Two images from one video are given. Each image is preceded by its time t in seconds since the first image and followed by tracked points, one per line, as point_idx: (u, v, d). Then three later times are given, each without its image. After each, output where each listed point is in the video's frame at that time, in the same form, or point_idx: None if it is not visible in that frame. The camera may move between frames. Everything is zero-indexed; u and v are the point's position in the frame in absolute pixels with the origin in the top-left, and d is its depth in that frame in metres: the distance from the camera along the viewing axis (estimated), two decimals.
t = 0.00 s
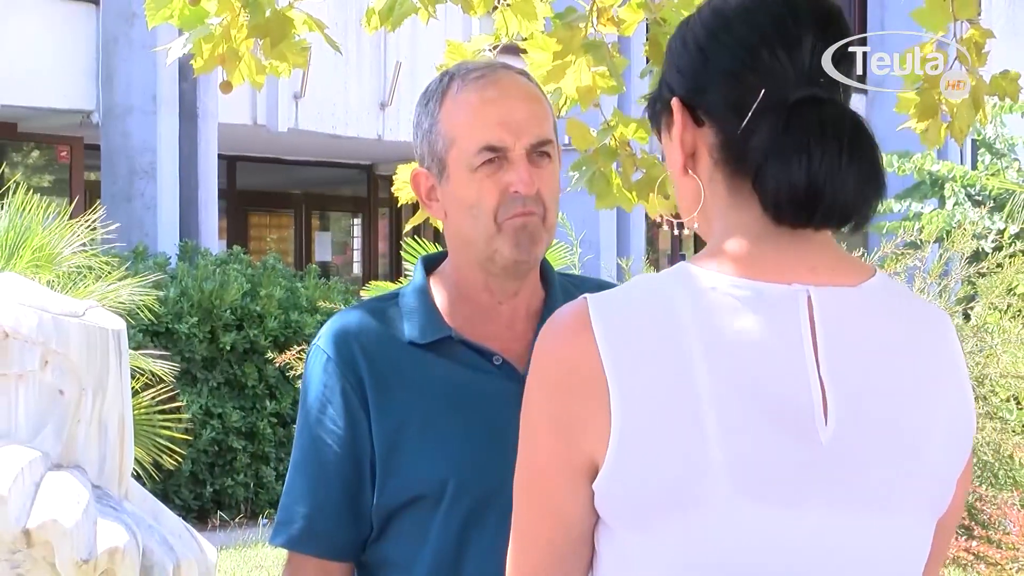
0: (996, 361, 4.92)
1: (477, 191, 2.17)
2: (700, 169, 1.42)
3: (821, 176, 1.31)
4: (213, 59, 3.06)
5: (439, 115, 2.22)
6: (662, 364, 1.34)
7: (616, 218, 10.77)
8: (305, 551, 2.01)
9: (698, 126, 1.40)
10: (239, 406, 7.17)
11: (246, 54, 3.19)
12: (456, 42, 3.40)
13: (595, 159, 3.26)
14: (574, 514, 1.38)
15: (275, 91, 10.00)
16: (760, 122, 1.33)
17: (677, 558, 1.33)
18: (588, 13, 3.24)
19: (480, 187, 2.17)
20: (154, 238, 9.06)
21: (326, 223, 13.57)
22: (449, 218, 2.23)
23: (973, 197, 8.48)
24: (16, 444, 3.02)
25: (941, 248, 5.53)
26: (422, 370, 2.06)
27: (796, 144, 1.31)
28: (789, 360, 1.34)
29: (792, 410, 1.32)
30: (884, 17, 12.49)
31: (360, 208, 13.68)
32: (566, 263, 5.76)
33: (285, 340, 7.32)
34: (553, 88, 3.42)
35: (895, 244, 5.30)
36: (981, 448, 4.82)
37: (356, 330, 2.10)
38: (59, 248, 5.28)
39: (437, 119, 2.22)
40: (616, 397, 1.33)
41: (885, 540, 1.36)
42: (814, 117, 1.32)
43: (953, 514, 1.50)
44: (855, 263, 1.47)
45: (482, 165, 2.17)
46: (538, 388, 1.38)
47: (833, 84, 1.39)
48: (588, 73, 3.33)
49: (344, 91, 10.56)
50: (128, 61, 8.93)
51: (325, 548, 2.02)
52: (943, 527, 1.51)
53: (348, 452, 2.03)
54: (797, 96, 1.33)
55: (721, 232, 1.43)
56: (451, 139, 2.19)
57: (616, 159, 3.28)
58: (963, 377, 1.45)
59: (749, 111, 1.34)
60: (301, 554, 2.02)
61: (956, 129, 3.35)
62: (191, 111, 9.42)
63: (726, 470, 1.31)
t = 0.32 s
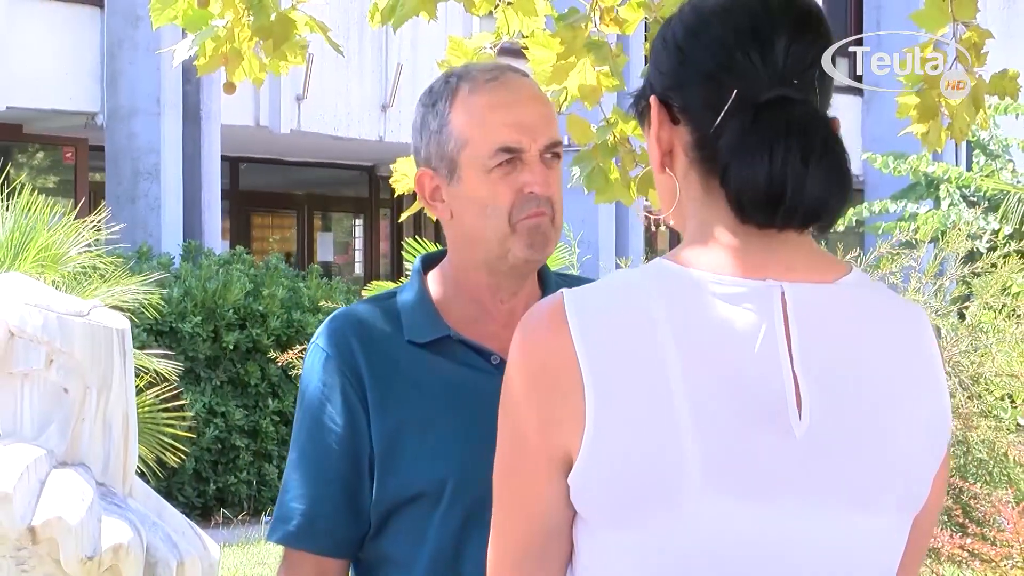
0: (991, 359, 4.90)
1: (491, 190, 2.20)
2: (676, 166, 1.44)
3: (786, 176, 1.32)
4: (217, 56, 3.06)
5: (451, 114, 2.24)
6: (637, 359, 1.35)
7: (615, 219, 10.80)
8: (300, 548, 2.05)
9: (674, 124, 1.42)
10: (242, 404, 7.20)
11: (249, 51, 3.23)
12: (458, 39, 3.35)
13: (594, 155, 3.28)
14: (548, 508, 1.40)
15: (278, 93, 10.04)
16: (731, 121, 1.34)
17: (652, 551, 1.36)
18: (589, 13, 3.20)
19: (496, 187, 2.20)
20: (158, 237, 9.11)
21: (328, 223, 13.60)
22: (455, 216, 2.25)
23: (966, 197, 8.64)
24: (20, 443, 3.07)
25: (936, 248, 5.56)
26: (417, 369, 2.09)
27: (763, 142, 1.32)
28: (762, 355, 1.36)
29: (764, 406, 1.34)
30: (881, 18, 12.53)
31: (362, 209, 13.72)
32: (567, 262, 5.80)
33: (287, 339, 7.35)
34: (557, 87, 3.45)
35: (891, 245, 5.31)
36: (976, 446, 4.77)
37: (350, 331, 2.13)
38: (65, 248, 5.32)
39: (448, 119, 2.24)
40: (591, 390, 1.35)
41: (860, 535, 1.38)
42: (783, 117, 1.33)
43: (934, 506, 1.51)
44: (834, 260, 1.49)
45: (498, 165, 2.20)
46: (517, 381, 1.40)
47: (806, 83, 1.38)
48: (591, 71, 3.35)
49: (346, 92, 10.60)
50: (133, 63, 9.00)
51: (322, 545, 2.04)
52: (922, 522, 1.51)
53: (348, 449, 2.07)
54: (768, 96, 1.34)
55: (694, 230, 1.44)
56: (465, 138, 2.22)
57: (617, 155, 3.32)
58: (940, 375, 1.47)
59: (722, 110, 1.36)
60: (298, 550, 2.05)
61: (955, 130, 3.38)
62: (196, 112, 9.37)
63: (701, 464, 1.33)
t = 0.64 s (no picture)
0: (985, 358, 4.93)
1: (553, 194, 2.10)
2: (651, 167, 1.44)
3: (741, 179, 1.34)
4: (221, 67, 3.14)
5: (508, 114, 2.10)
6: (612, 367, 1.35)
7: (613, 219, 10.84)
8: (290, 541, 2.01)
9: (649, 126, 1.42)
10: (245, 403, 7.24)
11: (250, 63, 3.27)
12: (456, 40, 3.38)
13: (589, 157, 3.32)
14: (528, 518, 1.40)
15: (279, 94, 10.09)
16: (697, 123, 1.35)
17: (629, 558, 1.36)
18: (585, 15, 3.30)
19: (559, 190, 2.11)
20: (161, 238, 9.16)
21: (330, 224, 13.64)
22: (506, 219, 2.11)
23: (961, 199, 8.72)
24: (26, 441, 3.12)
25: (931, 248, 5.59)
26: (410, 368, 2.06)
27: (722, 145, 1.33)
28: (736, 360, 1.37)
29: (740, 413, 1.35)
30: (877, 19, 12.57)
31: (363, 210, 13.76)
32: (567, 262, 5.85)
33: (290, 338, 7.38)
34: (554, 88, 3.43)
35: (886, 245, 5.33)
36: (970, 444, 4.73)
37: (340, 332, 2.08)
38: (69, 249, 5.36)
39: (504, 120, 2.09)
40: (567, 399, 1.34)
41: (838, 538, 1.40)
42: (744, 122, 1.34)
43: (908, 505, 1.54)
44: (805, 263, 1.50)
45: (559, 170, 2.10)
46: (500, 388, 1.38)
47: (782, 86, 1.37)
48: (586, 74, 3.39)
49: (347, 94, 10.62)
50: (136, 65, 8.96)
51: (312, 538, 2.01)
52: (896, 524, 1.55)
53: (341, 445, 2.03)
54: (736, 100, 1.35)
55: (668, 233, 1.44)
56: (530, 140, 2.08)
57: (611, 154, 3.36)
58: (915, 379, 1.48)
59: (691, 112, 1.36)
60: (287, 544, 2.02)
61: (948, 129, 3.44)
62: (199, 114, 9.48)
63: (678, 471, 1.33)
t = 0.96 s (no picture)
0: (980, 358, 4.94)
1: (567, 196, 2.13)
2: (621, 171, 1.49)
3: (650, 195, 1.39)
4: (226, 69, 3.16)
5: (525, 116, 2.11)
6: (591, 366, 1.39)
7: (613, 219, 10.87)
8: (292, 538, 2.03)
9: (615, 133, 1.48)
10: (247, 401, 7.27)
11: (254, 64, 3.30)
12: (452, 45, 3.40)
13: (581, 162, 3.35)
14: (512, 516, 1.43)
15: (281, 95, 10.12)
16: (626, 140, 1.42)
17: (609, 555, 1.39)
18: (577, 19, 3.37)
19: (571, 192, 2.13)
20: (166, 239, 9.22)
21: (332, 224, 13.67)
22: (520, 219, 2.13)
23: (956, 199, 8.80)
24: (31, 439, 3.15)
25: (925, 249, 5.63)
26: (408, 367, 2.09)
27: (635, 163, 1.40)
28: (712, 362, 1.40)
29: (717, 412, 1.38)
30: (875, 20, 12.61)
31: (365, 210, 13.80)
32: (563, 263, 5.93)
33: (292, 338, 7.42)
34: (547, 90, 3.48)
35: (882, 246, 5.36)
36: (966, 443, 4.68)
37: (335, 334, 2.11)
38: (73, 250, 5.39)
39: (514, 122, 2.11)
40: (547, 398, 1.38)
41: (820, 535, 1.42)
42: (650, 139, 1.38)
43: (888, 508, 1.56)
44: (780, 262, 1.54)
45: (573, 171, 2.13)
46: (484, 389, 1.41)
47: (744, 86, 1.38)
48: (575, 83, 3.39)
49: (349, 95, 10.66)
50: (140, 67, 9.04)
51: (314, 535, 2.03)
52: (876, 523, 1.57)
53: (345, 442, 2.06)
54: (654, 115, 1.39)
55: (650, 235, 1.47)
56: (546, 142, 2.10)
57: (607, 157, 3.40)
58: (895, 377, 1.50)
59: (627, 127, 1.42)
60: (288, 540, 2.04)
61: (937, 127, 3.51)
62: (201, 116, 9.51)
63: (656, 469, 1.37)
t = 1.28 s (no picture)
0: (973, 358, 4.97)
1: (552, 197, 2.16)
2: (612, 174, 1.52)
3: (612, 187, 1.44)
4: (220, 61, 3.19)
5: (510, 118, 2.16)
6: (588, 361, 1.42)
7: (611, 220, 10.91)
8: (293, 541, 2.06)
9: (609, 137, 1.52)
10: (250, 400, 7.31)
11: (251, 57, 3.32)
12: (450, 46, 3.43)
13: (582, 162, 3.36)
14: (514, 509, 1.47)
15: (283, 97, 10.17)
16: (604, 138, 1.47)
17: (607, 547, 1.42)
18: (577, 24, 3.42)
19: (556, 192, 2.17)
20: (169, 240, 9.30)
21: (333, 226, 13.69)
22: (507, 219, 2.17)
23: (951, 200, 8.86)
24: (36, 437, 3.19)
25: (921, 249, 5.66)
26: (407, 367, 2.11)
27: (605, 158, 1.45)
28: (706, 359, 1.42)
29: (715, 402, 1.41)
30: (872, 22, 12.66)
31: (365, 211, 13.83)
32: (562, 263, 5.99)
33: (294, 338, 7.45)
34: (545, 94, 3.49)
35: (877, 246, 5.39)
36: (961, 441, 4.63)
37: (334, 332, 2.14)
38: (78, 250, 5.44)
39: (499, 122, 2.15)
40: (545, 391, 1.42)
41: (817, 528, 1.45)
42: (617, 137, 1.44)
43: (894, 498, 1.59)
44: (779, 258, 1.56)
45: (557, 172, 2.17)
46: (483, 386, 1.46)
47: (730, 89, 1.43)
48: (578, 86, 3.40)
49: (350, 97, 10.71)
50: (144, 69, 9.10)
51: (315, 539, 2.06)
52: (880, 515, 1.60)
53: (341, 445, 2.08)
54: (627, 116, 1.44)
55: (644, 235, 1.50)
56: (530, 144, 2.15)
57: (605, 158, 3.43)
58: (893, 371, 1.52)
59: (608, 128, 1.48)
60: (289, 544, 2.07)
61: (928, 133, 3.56)
62: (205, 117, 9.58)
63: (652, 463, 1.40)
